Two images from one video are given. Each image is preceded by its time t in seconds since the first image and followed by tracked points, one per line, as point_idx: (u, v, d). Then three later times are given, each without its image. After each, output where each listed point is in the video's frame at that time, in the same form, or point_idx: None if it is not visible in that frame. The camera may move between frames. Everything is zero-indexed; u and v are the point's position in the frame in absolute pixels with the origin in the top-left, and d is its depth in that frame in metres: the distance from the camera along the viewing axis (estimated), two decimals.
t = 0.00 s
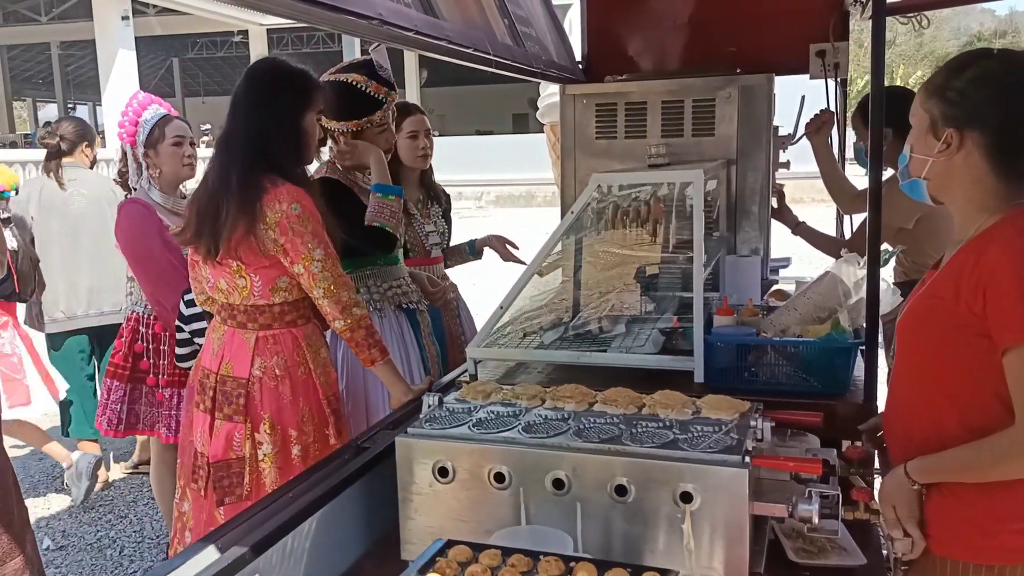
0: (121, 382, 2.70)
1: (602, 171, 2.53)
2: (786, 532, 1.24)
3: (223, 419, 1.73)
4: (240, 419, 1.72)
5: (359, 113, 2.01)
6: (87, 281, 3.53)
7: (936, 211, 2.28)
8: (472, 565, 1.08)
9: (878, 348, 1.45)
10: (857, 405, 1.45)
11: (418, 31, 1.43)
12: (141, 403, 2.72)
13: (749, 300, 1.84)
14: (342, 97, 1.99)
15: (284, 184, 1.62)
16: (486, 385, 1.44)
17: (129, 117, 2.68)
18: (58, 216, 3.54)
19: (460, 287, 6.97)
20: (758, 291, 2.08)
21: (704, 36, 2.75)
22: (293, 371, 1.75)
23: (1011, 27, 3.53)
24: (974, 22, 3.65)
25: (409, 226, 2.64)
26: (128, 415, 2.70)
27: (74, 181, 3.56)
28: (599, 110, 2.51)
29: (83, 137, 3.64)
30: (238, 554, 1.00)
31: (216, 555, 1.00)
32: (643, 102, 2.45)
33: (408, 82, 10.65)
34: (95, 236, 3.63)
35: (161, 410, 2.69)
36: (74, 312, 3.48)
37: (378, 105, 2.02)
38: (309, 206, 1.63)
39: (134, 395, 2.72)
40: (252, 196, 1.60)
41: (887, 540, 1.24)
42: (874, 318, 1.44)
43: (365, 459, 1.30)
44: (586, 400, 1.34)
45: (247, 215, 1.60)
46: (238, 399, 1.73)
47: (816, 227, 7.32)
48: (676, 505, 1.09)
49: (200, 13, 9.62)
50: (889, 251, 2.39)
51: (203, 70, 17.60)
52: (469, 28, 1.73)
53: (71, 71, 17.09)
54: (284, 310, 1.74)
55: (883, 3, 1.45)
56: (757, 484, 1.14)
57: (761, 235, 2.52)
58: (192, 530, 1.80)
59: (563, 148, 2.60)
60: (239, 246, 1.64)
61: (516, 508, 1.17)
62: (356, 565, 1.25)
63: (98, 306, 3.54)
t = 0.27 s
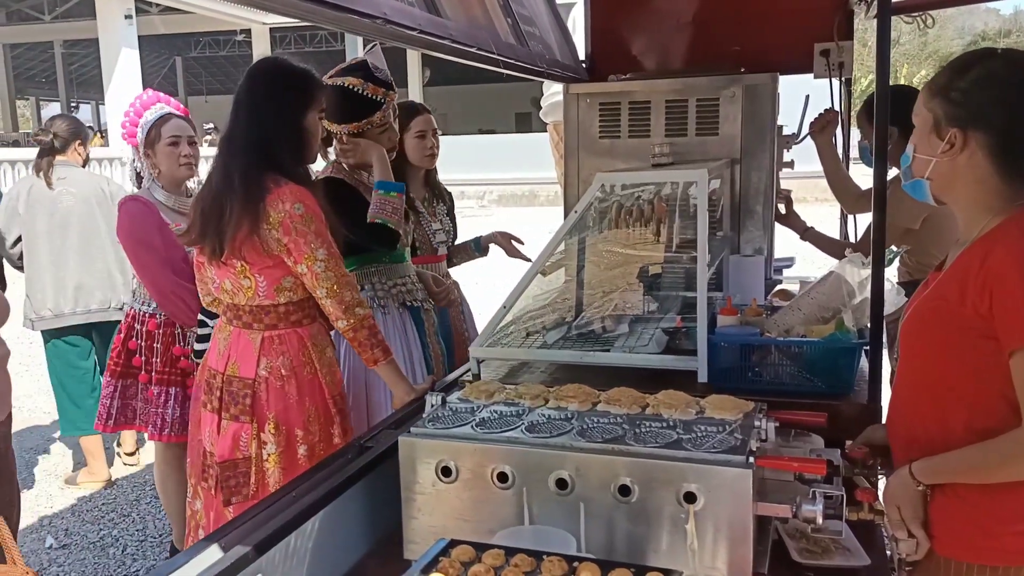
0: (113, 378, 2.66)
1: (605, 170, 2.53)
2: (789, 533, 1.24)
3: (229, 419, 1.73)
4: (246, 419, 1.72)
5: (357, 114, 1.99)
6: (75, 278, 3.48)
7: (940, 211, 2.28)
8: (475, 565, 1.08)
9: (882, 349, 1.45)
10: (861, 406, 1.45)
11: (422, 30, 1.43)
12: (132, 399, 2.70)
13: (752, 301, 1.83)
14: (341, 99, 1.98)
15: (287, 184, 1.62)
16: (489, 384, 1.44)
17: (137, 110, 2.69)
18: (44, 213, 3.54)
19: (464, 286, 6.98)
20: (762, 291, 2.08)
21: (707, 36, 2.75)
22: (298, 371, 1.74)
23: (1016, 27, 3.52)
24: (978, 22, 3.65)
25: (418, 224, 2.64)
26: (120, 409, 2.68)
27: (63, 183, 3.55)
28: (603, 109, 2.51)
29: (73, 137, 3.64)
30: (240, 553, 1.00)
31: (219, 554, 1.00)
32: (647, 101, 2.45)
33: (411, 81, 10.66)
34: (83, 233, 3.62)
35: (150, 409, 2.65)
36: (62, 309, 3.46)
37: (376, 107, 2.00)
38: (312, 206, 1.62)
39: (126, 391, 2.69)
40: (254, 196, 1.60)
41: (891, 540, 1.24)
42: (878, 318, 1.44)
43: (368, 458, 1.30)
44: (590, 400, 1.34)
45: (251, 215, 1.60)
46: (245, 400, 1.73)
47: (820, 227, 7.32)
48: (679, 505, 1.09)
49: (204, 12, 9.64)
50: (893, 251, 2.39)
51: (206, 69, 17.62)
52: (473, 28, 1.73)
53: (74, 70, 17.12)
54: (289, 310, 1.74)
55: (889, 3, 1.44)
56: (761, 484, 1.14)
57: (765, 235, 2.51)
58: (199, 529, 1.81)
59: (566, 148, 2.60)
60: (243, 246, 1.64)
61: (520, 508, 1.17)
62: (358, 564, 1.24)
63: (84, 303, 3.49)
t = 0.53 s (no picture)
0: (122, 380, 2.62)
1: (606, 170, 2.53)
2: (790, 532, 1.24)
3: (233, 420, 1.74)
4: (250, 420, 1.72)
5: (363, 105, 1.98)
6: (87, 280, 3.51)
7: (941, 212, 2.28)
8: (476, 564, 1.08)
9: (882, 348, 1.45)
10: (861, 405, 1.45)
11: (422, 30, 1.43)
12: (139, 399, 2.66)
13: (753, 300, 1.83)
14: (348, 89, 1.98)
15: (287, 184, 1.62)
16: (490, 384, 1.44)
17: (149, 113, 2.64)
18: (60, 216, 3.55)
19: (465, 285, 6.99)
20: (763, 291, 2.08)
21: (708, 35, 2.74)
22: (301, 371, 1.75)
23: (1016, 27, 3.53)
24: (978, 21, 3.65)
25: (421, 223, 2.64)
26: (129, 412, 2.63)
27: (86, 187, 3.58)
28: (603, 109, 2.51)
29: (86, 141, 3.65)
30: (241, 553, 1.00)
31: (221, 554, 1.00)
32: (647, 101, 2.45)
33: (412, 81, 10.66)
34: (97, 236, 3.63)
35: (160, 410, 2.63)
36: (73, 309, 3.49)
37: (383, 96, 1.99)
38: (312, 206, 1.63)
39: (135, 392, 2.65)
40: (254, 196, 1.60)
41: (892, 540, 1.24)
42: (878, 318, 1.44)
43: (370, 458, 1.30)
44: (590, 399, 1.34)
45: (251, 216, 1.61)
46: (248, 401, 1.73)
47: (821, 226, 7.32)
48: (680, 505, 1.09)
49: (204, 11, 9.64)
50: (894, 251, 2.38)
51: (206, 69, 17.63)
52: (474, 27, 1.73)
53: (74, 69, 17.13)
54: (291, 311, 1.74)
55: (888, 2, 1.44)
56: (762, 483, 1.14)
57: (766, 234, 2.51)
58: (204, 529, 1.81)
59: (567, 147, 2.60)
60: (243, 246, 1.64)
61: (520, 508, 1.17)
62: (360, 564, 1.24)
63: (96, 304, 3.53)
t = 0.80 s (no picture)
0: (161, 371, 2.71)
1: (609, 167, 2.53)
2: (793, 528, 1.24)
3: (236, 416, 1.74)
4: (253, 416, 1.73)
5: (374, 90, 1.96)
6: (98, 272, 3.65)
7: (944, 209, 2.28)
8: (479, 559, 1.09)
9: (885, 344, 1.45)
10: (864, 401, 1.46)
11: (425, 26, 1.43)
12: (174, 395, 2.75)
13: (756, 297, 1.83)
14: (361, 73, 1.95)
15: (288, 182, 1.63)
16: (492, 380, 1.44)
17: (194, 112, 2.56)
18: (75, 209, 3.64)
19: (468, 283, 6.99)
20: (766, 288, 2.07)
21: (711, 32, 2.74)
22: (304, 367, 1.75)
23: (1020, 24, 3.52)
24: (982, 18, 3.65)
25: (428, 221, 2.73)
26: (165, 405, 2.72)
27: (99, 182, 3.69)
28: (606, 106, 2.51)
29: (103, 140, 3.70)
30: (244, 548, 1.00)
31: (225, 548, 1.01)
32: (650, 98, 2.45)
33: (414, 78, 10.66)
34: (110, 233, 3.73)
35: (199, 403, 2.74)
36: (85, 300, 3.65)
37: (395, 84, 1.98)
38: (313, 203, 1.63)
39: (171, 386, 2.74)
40: (255, 193, 1.61)
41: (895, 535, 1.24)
42: (881, 314, 1.45)
43: (373, 454, 1.31)
44: (593, 395, 1.34)
45: (251, 212, 1.61)
46: (251, 397, 1.73)
47: (823, 224, 7.31)
48: (682, 500, 1.09)
49: (207, 9, 9.66)
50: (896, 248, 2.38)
51: (209, 66, 17.63)
52: (477, 24, 1.73)
53: (77, 67, 17.14)
54: (293, 307, 1.75)
55: None
56: (764, 479, 1.14)
57: (769, 231, 2.51)
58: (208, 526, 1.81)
59: (569, 144, 2.60)
60: (245, 243, 1.65)
61: (523, 503, 1.17)
62: (363, 560, 1.25)
63: (106, 295, 3.68)
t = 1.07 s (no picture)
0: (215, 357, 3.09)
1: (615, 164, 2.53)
2: (798, 525, 1.24)
3: (241, 412, 1.74)
4: (258, 412, 1.73)
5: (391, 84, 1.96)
6: (100, 263, 3.67)
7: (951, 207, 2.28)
8: (484, 554, 1.09)
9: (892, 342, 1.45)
10: (870, 399, 1.45)
11: (433, 22, 1.43)
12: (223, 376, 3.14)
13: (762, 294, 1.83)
14: (378, 66, 1.95)
15: (294, 178, 1.63)
16: (497, 376, 1.45)
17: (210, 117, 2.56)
18: (75, 204, 3.66)
19: (473, 280, 7.00)
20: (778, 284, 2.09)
21: (718, 29, 2.74)
22: (309, 363, 1.76)
23: None
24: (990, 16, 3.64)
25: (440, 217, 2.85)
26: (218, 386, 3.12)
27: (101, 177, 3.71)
28: (613, 103, 2.50)
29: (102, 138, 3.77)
30: (251, 542, 1.01)
31: (231, 542, 1.01)
32: (657, 95, 2.44)
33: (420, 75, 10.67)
34: (111, 227, 3.75)
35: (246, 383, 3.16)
36: (87, 291, 3.66)
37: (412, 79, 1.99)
38: (319, 199, 1.63)
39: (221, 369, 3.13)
40: (262, 189, 1.61)
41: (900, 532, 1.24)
42: (888, 311, 1.44)
43: (378, 450, 1.31)
44: (598, 392, 1.34)
45: (257, 208, 1.61)
46: (256, 392, 1.74)
47: (829, 222, 7.29)
48: (688, 496, 1.09)
49: (214, 6, 9.68)
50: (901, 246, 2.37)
51: (215, 63, 17.66)
52: (484, 21, 1.73)
53: (83, 64, 17.18)
54: (299, 303, 1.75)
55: None
56: (770, 476, 1.14)
57: (775, 229, 2.51)
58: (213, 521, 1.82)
59: (575, 141, 2.60)
60: (251, 238, 1.65)
61: (529, 499, 1.18)
62: (368, 554, 1.25)
63: (108, 287, 3.69)
